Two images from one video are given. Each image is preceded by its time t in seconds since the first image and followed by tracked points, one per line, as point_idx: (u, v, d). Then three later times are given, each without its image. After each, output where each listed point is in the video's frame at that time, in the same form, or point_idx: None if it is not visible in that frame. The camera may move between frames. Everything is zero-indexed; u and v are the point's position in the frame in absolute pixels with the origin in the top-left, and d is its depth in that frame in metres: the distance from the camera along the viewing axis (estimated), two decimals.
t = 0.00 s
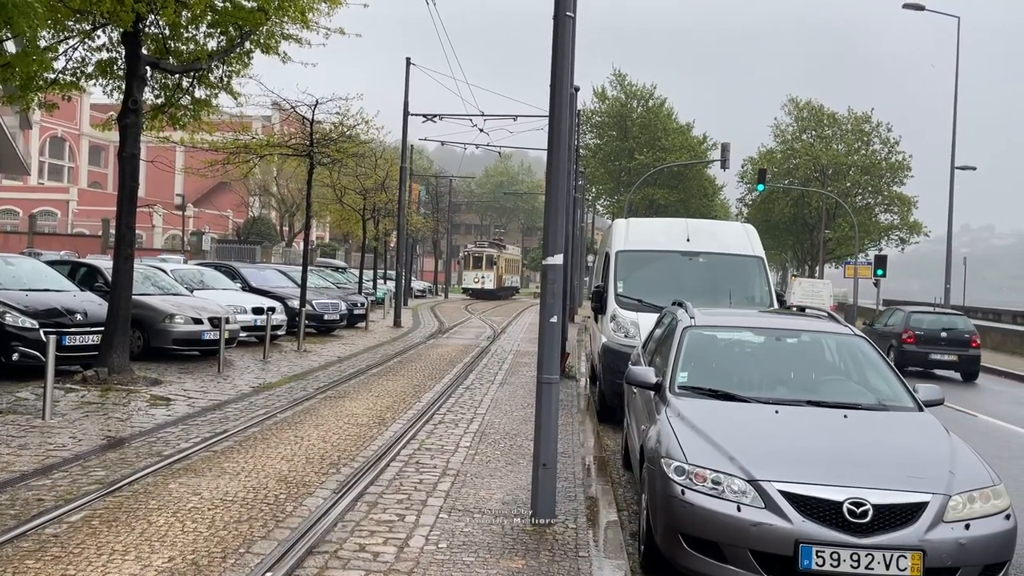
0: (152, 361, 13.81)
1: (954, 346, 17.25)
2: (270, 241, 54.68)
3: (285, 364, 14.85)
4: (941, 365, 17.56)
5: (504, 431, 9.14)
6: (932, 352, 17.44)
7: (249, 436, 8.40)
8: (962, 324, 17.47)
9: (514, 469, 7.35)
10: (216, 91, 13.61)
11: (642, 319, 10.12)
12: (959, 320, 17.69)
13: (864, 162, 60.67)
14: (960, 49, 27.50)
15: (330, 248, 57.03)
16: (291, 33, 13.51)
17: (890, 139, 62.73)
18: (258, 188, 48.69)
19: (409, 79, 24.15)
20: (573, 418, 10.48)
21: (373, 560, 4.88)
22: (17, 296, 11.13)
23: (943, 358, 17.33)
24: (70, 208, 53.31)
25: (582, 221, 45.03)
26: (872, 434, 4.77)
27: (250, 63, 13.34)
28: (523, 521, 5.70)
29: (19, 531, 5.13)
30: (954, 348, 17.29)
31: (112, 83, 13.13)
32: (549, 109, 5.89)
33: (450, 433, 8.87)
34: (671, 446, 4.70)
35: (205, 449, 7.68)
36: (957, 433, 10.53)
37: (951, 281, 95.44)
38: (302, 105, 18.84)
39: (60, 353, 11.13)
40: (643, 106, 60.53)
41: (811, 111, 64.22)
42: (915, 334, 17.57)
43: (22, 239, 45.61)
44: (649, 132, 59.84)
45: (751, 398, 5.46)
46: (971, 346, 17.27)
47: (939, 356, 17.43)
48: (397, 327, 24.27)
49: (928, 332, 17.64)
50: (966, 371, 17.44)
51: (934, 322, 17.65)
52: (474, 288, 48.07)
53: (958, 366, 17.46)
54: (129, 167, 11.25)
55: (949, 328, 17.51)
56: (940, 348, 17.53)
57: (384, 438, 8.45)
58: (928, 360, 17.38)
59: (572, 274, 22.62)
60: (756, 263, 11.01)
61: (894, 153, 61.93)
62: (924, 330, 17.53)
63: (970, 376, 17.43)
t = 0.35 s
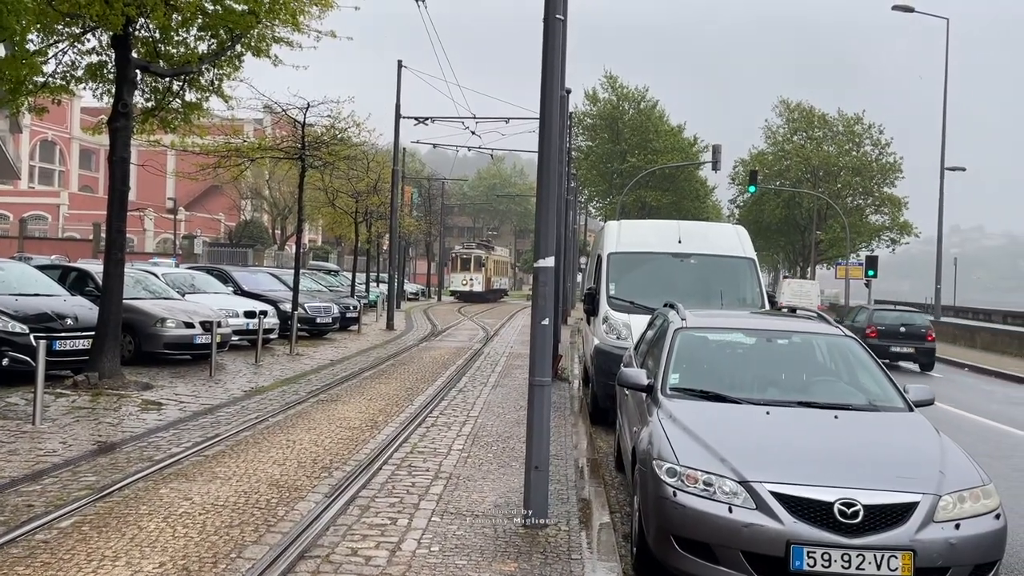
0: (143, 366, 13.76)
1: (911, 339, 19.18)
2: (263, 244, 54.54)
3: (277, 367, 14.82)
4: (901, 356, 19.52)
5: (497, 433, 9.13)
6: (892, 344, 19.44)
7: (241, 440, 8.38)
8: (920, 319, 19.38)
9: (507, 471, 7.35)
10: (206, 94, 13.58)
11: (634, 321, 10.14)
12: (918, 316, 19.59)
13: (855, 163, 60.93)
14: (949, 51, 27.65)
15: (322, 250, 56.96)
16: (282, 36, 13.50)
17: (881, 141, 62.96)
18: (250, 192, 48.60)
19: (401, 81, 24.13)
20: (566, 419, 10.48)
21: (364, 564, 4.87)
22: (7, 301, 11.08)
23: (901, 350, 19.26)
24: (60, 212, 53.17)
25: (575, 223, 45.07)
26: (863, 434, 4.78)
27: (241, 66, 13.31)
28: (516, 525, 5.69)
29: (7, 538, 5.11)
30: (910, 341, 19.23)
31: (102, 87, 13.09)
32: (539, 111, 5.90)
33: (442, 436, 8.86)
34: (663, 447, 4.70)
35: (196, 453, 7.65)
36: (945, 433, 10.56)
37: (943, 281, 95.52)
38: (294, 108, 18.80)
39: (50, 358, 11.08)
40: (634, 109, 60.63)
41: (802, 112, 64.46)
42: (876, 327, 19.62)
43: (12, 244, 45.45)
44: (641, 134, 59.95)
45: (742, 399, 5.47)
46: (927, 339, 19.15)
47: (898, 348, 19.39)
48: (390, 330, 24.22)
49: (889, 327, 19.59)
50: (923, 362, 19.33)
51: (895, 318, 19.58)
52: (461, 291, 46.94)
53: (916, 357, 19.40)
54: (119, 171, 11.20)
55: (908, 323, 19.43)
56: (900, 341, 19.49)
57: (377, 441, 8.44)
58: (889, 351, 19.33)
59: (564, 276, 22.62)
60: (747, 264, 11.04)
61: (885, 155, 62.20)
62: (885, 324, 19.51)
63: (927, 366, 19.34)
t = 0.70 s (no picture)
0: (132, 370, 13.69)
1: (872, 333, 20.90)
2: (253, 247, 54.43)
3: (267, 371, 14.77)
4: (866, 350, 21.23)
5: (488, 436, 9.13)
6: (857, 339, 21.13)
7: (230, 445, 8.34)
8: (882, 317, 21.01)
9: (498, 474, 7.34)
10: (195, 97, 13.53)
11: (625, 323, 10.15)
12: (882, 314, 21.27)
13: (844, 165, 61.26)
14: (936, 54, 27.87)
15: (313, 254, 56.84)
16: (271, 39, 13.46)
17: (870, 143, 63.26)
18: (240, 195, 48.46)
19: (391, 84, 24.11)
20: (557, 422, 10.48)
21: (355, 569, 4.85)
22: None
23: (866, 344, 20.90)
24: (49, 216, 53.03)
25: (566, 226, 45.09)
26: (853, 435, 4.79)
27: (230, 70, 13.28)
28: (506, 529, 5.68)
29: None
30: (873, 336, 20.85)
31: (90, 91, 13.04)
32: (529, 114, 5.89)
33: (433, 439, 8.84)
34: (653, 449, 4.70)
35: (185, 459, 7.61)
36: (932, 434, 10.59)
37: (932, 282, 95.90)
38: (284, 111, 18.76)
39: (38, 363, 11.02)
40: (624, 111, 60.79)
41: (790, 114, 64.75)
42: (842, 325, 21.35)
43: None
44: (631, 136, 60.06)
45: (732, 400, 5.48)
46: (888, 334, 20.80)
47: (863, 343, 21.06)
48: (381, 333, 24.16)
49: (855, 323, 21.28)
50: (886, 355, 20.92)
51: (861, 315, 21.27)
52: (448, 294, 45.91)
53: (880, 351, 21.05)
54: (108, 175, 11.15)
55: (871, 319, 21.09)
56: (865, 336, 21.23)
57: (368, 446, 8.41)
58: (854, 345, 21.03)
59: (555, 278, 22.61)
60: (737, 265, 11.06)
61: (874, 156, 62.51)
62: (850, 321, 21.22)
63: (890, 359, 21.01)
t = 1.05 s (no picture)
0: (119, 375, 13.62)
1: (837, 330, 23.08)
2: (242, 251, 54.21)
3: (256, 375, 14.71)
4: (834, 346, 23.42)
5: (477, 439, 9.12)
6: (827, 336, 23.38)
7: (218, 449, 8.29)
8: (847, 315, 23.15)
9: (487, 477, 7.32)
10: (183, 100, 13.48)
11: (614, 325, 10.15)
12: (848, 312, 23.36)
13: (832, 167, 61.48)
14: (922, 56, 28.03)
15: (303, 257, 56.68)
16: (258, 42, 13.42)
17: (859, 144, 63.49)
18: (228, 199, 48.20)
19: (380, 87, 24.04)
20: (546, 424, 10.47)
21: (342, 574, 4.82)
22: None
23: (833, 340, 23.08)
24: (36, 220, 52.91)
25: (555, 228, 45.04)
26: (839, 436, 4.81)
27: (217, 73, 13.23)
28: (495, 533, 5.67)
29: None
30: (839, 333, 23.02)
31: (75, 93, 12.96)
32: (515, 116, 5.89)
33: (422, 443, 8.82)
34: (641, 451, 4.70)
35: (173, 464, 7.57)
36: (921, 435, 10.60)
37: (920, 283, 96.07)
38: (272, 114, 18.69)
39: (24, 368, 10.97)
40: (614, 113, 60.87)
41: (779, 116, 64.96)
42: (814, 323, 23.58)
43: None
44: (621, 139, 60.11)
45: (720, 402, 5.48)
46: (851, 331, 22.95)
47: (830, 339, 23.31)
48: (371, 337, 24.05)
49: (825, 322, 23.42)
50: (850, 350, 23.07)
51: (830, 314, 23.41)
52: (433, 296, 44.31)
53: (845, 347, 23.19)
54: (94, 179, 11.08)
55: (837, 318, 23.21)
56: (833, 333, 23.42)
57: (357, 449, 8.39)
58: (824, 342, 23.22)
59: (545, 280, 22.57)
60: (726, 267, 11.07)
61: (862, 158, 62.76)
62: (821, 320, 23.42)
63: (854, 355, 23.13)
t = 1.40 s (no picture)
0: (107, 380, 13.55)
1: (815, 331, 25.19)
2: (233, 254, 54.12)
3: (246, 380, 14.65)
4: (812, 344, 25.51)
5: (468, 442, 9.10)
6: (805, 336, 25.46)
7: (207, 454, 8.25)
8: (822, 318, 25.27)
9: (477, 481, 7.31)
10: (171, 104, 13.44)
11: (604, 328, 10.15)
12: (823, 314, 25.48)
13: (821, 169, 61.70)
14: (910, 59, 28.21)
15: (293, 261, 56.54)
16: (247, 45, 13.39)
17: (847, 146, 63.74)
18: (218, 202, 48.06)
19: (369, 89, 23.99)
20: (537, 427, 10.46)
21: None
22: None
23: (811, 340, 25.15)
24: (24, 224, 53.10)
25: (546, 231, 44.97)
26: (828, 437, 4.80)
27: (206, 76, 13.20)
28: (485, 537, 5.65)
29: None
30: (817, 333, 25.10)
31: (63, 97, 12.89)
32: (505, 119, 5.88)
33: (413, 447, 8.80)
34: (631, 454, 4.70)
35: (160, 469, 7.52)
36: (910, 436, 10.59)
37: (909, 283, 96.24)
38: (261, 116, 18.64)
39: (11, 373, 10.92)
40: (604, 116, 60.91)
41: (768, 118, 65.12)
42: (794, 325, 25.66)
43: None
44: (612, 142, 60.19)
45: (710, 404, 5.48)
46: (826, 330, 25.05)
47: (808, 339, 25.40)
48: (361, 340, 23.99)
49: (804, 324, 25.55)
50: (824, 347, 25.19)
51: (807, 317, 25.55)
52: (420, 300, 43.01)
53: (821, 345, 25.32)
54: (81, 182, 11.01)
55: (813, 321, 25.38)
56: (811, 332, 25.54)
57: (347, 453, 8.35)
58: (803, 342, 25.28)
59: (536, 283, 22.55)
60: (715, 269, 11.09)
61: (851, 160, 63.02)
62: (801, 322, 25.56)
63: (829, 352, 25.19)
